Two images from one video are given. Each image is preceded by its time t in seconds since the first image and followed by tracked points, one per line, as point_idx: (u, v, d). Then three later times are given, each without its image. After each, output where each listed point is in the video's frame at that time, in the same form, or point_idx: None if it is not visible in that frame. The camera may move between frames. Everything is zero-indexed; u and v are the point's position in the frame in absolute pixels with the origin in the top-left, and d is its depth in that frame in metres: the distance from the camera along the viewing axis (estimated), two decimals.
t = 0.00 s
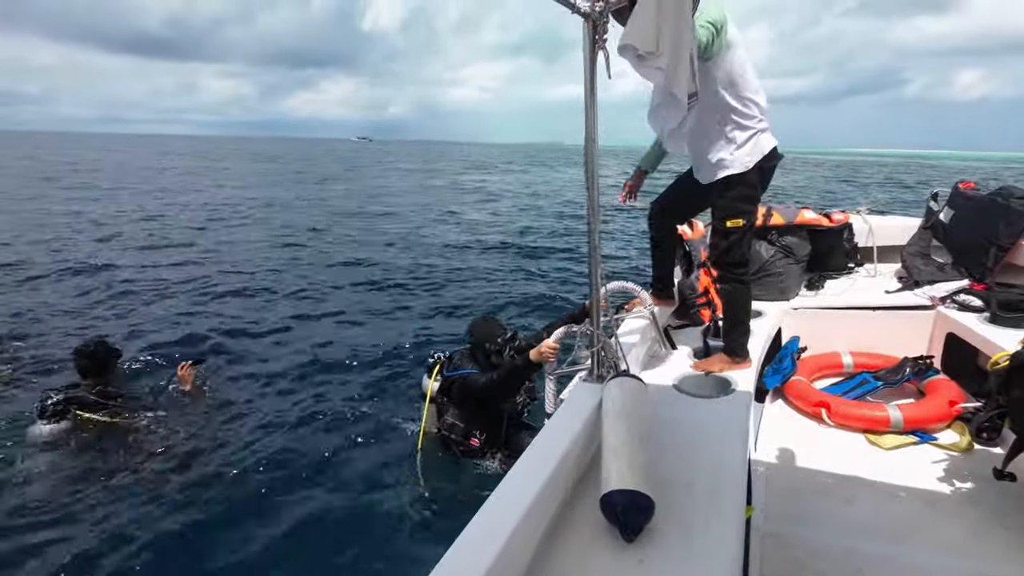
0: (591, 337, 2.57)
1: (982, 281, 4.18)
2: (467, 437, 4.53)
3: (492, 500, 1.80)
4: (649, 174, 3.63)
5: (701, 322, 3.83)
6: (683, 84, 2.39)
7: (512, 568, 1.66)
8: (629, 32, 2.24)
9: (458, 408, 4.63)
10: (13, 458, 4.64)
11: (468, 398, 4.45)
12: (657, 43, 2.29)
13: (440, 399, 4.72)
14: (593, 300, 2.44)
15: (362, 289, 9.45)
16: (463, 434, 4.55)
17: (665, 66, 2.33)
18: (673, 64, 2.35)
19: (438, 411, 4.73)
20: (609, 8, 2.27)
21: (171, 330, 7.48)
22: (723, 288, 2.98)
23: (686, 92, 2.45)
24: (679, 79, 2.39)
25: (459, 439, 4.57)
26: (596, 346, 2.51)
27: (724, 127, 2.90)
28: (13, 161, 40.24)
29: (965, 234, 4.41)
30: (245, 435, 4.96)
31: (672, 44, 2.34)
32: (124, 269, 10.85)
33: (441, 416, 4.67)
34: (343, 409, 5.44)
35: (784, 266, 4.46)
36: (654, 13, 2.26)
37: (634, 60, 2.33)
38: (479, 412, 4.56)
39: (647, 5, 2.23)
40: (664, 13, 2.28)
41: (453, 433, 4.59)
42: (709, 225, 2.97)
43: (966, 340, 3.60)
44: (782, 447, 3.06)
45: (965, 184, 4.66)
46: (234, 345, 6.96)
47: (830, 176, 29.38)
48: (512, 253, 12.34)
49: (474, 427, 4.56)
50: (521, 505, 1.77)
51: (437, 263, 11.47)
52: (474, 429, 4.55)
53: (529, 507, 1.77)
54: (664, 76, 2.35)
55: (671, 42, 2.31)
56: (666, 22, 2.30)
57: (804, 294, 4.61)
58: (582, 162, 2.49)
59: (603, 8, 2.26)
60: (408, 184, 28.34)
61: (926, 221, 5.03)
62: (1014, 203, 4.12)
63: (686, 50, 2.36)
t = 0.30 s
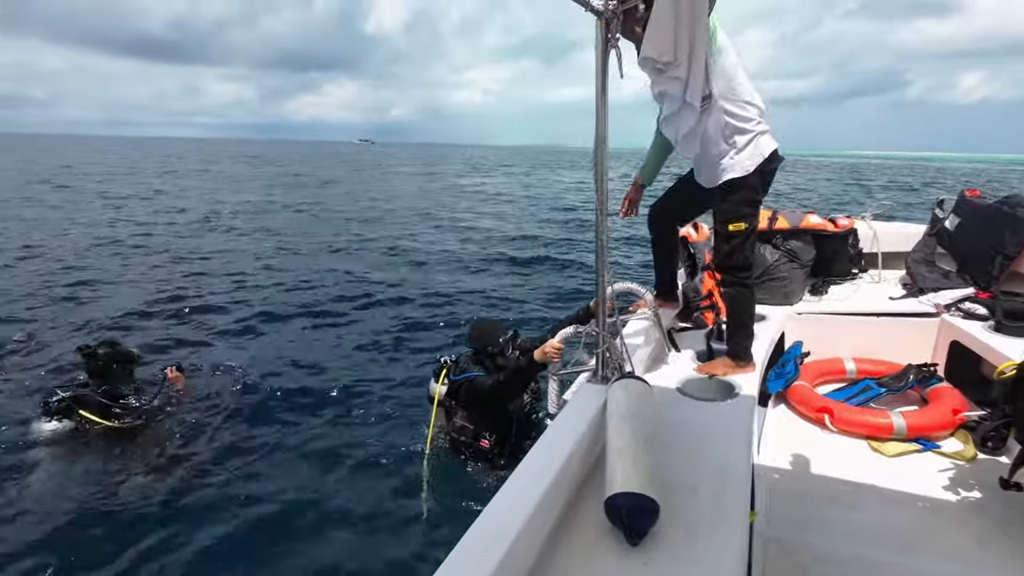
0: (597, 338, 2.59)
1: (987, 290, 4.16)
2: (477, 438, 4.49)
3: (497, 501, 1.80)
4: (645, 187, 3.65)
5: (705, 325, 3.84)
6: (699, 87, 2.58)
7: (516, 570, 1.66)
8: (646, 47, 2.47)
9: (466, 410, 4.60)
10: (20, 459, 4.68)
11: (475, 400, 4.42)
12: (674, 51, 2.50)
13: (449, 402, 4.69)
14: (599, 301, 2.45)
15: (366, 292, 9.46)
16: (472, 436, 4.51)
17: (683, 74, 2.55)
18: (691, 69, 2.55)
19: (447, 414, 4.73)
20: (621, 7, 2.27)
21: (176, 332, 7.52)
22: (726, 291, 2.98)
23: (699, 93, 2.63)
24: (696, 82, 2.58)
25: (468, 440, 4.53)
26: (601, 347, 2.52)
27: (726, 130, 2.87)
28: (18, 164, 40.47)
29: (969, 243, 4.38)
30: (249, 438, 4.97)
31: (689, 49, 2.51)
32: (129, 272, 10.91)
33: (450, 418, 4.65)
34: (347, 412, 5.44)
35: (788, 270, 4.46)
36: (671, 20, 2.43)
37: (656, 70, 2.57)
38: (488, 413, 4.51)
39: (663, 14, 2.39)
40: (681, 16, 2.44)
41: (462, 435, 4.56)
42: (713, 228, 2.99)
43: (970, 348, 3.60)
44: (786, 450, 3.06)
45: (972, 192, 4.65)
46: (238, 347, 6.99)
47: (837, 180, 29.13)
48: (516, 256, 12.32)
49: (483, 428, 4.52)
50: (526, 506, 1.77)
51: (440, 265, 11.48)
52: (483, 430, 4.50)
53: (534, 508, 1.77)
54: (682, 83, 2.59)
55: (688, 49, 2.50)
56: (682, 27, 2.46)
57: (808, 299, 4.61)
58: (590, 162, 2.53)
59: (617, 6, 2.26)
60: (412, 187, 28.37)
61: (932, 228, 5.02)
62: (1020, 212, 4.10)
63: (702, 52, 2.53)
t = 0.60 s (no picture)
0: (601, 337, 2.60)
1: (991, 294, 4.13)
2: (478, 437, 4.45)
3: (502, 499, 1.80)
4: (640, 198, 3.64)
5: (709, 326, 3.85)
6: (709, 81, 2.70)
7: (520, 570, 1.66)
8: (659, 50, 2.66)
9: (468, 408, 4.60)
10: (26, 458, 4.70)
11: (478, 397, 4.45)
12: (684, 50, 2.63)
13: (451, 400, 4.65)
14: (606, 299, 2.45)
15: (369, 294, 9.47)
16: (473, 434, 4.48)
17: (690, 70, 2.67)
18: (697, 66, 2.66)
19: (448, 412, 4.68)
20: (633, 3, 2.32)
21: (182, 333, 7.55)
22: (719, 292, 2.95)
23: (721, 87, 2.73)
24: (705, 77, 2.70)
25: (469, 438, 4.50)
26: (606, 346, 2.54)
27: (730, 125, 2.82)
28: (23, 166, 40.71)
29: (976, 246, 4.35)
30: (252, 439, 4.98)
31: (698, 47, 2.64)
32: (134, 273, 10.96)
33: (451, 416, 4.62)
34: (350, 412, 5.45)
35: (792, 272, 4.46)
36: (681, 20, 2.58)
37: (666, 74, 2.75)
38: (490, 411, 4.52)
39: (673, 16, 2.57)
40: (691, 13, 2.56)
41: (462, 432, 4.53)
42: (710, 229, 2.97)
43: (975, 352, 3.60)
44: (789, 451, 3.06)
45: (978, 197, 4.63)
46: (242, 347, 7.01)
47: (841, 182, 29.11)
48: (519, 258, 12.32)
49: (484, 426, 4.50)
50: (531, 506, 1.77)
51: (443, 267, 11.49)
52: (484, 429, 4.48)
53: (538, 508, 1.77)
54: (688, 80, 2.71)
55: (696, 47, 2.63)
56: (691, 24, 2.59)
57: (812, 301, 4.61)
58: (598, 165, 2.56)
59: (628, 4, 2.31)
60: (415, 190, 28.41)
61: (937, 232, 5.01)
62: None
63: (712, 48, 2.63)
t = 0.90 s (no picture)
0: (601, 336, 2.59)
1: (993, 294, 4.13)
2: (477, 442, 4.42)
3: (502, 499, 1.80)
4: (656, 194, 3.62)
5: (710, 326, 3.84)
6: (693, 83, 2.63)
7: (520, 569, 1.66)
8: (657, 46, 2.54)
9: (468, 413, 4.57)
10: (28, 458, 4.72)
11: (478, 402, 4.44)
12: (681, 48, 2.53)
13: (451, 404, 4.69)
14: (604, 299, 2.45)
15: (370, 294, 9.48)
16: (473, 439, 4.45)
17: (687, 70, 2.58)
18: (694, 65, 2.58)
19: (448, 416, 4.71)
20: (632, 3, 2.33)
21: (183, 333, 7.57)
22: (719, 300, 2.93)
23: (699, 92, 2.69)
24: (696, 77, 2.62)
25: (468, 443, 4.49)
26: (607, 346, 2.54)
27: (746, 135, 2.83)
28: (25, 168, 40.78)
29: (976, 245, 4.29)
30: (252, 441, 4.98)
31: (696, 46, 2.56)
32: (135, 274, 10.98)
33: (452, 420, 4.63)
34: (351, 413, 5.46)
35: (793, 271, 4.45)
36: (679, 18, 2.49)
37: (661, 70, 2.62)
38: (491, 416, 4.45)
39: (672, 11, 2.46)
40: (691, 10, 2.47)
41: (462, 437, 4.52)
42: (715, 236, 2.93)
43: (976, 351, 3.59)
44: (790, 451, 3.05)
45: (979, 194, 4.62)
46: (243, 348, 7.02)
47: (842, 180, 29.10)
48: (521, 258, 12.33)
49: (484, 431, 4.45)
50: (530, 505, 1.77)
51: (444, 267, 11.50)
52: (484, 434, 4.44)
53: (538, 507, 1.77)
54: (684, 78, 2.61)
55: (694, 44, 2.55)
56: (689, 20, 2.50)
57: (813, 300, 4.60)
58: (599, 167, 2.55)
59: (627, 4, 2.32)
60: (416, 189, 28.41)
61: (938, 230, 5.00)
62: None
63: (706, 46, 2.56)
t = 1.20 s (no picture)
0: (601, 338, 2.58)
1: (997, 290, 4.07)
2: (478, 436, 4.42)
3: (503, 501, 1.79)
4: (656, 196, 3.60)
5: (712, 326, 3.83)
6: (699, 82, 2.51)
7: (521, 571, 1.65)
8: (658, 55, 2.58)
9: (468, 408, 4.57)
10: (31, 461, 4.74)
11: (477, 396, 4.48)
12: (677, 53, 2.52)
13: (450, 400, 4.62)
14: (606, 300, 2.44)
15: (371, 295, 9.48)
16: (473, 433, 4.43)
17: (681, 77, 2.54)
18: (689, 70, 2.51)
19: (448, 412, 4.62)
20: (628, 5, 2.33)
21: (185, 335, 7.58)
22: (722, 300, 2.92)
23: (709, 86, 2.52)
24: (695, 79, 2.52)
25: (469, 438, 4.45)
26: (607, 348, 2.52)
27: (748, 135, 2.81)
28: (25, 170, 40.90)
29: (979, 243, 4.31)
30: (254, 441, 4.98)
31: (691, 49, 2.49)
32: (137, 276, 11.00)
33: (451, 416, 4.56)
34: (353, 412, 5.45)
35: (795, 270, 4.44)
36: (676, 23, 2.47)
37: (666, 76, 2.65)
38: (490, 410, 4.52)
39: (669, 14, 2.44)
40: (687, 10, 2.42)
41: (463, 432, 4.47)
42: (717, 235, 2.93)
43: (980, 350, 3.57)
44: (792, 451, 3.04)
45: (981, 191, 4.60)
46: (244, 349, 7.02)
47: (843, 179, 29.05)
48: (521, 257, 12.33)
49: (485, 425, 4.48)
50: (531, 507, 1.76)
51: (445, 267, 11.50)
52: (484, 428, 4.45)
53: (539, 509, 1.76)
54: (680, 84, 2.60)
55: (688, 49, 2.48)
56: (685, 25, 2.46)
57: (815, 299, 4.59)
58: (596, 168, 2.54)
59: (622, 6, 2.33)
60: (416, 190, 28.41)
61: (941, 227, 4.98)
62: None
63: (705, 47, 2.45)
